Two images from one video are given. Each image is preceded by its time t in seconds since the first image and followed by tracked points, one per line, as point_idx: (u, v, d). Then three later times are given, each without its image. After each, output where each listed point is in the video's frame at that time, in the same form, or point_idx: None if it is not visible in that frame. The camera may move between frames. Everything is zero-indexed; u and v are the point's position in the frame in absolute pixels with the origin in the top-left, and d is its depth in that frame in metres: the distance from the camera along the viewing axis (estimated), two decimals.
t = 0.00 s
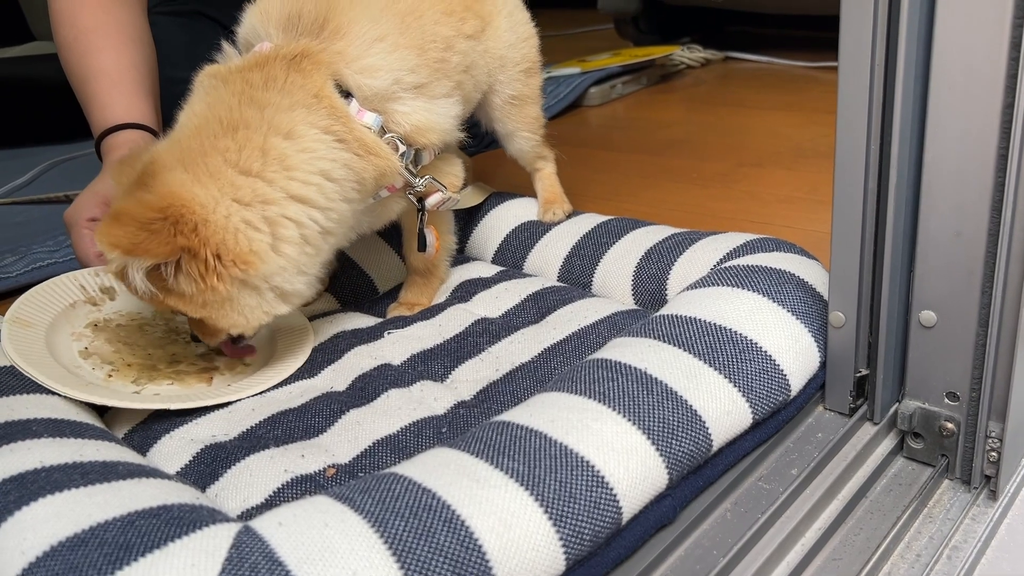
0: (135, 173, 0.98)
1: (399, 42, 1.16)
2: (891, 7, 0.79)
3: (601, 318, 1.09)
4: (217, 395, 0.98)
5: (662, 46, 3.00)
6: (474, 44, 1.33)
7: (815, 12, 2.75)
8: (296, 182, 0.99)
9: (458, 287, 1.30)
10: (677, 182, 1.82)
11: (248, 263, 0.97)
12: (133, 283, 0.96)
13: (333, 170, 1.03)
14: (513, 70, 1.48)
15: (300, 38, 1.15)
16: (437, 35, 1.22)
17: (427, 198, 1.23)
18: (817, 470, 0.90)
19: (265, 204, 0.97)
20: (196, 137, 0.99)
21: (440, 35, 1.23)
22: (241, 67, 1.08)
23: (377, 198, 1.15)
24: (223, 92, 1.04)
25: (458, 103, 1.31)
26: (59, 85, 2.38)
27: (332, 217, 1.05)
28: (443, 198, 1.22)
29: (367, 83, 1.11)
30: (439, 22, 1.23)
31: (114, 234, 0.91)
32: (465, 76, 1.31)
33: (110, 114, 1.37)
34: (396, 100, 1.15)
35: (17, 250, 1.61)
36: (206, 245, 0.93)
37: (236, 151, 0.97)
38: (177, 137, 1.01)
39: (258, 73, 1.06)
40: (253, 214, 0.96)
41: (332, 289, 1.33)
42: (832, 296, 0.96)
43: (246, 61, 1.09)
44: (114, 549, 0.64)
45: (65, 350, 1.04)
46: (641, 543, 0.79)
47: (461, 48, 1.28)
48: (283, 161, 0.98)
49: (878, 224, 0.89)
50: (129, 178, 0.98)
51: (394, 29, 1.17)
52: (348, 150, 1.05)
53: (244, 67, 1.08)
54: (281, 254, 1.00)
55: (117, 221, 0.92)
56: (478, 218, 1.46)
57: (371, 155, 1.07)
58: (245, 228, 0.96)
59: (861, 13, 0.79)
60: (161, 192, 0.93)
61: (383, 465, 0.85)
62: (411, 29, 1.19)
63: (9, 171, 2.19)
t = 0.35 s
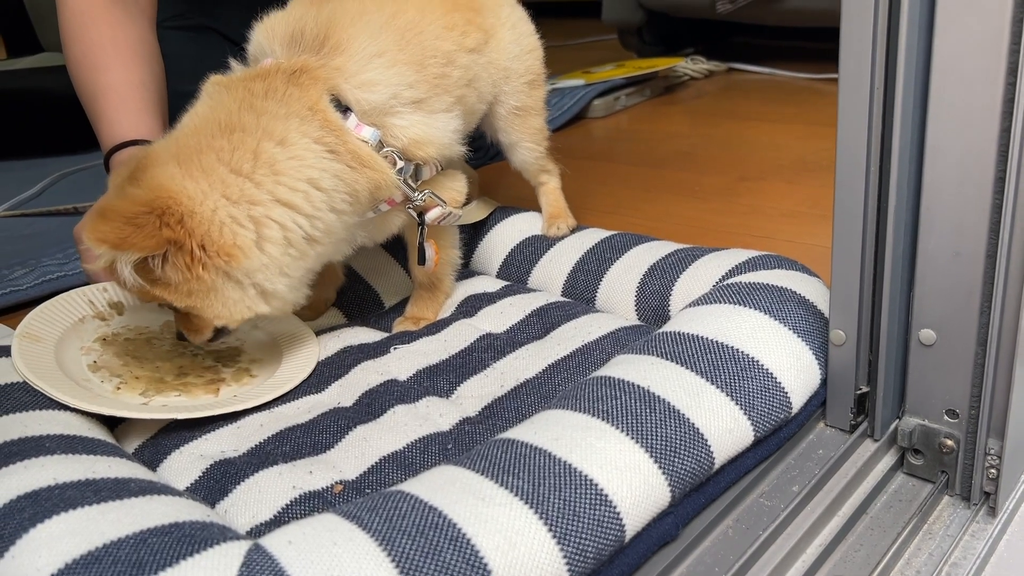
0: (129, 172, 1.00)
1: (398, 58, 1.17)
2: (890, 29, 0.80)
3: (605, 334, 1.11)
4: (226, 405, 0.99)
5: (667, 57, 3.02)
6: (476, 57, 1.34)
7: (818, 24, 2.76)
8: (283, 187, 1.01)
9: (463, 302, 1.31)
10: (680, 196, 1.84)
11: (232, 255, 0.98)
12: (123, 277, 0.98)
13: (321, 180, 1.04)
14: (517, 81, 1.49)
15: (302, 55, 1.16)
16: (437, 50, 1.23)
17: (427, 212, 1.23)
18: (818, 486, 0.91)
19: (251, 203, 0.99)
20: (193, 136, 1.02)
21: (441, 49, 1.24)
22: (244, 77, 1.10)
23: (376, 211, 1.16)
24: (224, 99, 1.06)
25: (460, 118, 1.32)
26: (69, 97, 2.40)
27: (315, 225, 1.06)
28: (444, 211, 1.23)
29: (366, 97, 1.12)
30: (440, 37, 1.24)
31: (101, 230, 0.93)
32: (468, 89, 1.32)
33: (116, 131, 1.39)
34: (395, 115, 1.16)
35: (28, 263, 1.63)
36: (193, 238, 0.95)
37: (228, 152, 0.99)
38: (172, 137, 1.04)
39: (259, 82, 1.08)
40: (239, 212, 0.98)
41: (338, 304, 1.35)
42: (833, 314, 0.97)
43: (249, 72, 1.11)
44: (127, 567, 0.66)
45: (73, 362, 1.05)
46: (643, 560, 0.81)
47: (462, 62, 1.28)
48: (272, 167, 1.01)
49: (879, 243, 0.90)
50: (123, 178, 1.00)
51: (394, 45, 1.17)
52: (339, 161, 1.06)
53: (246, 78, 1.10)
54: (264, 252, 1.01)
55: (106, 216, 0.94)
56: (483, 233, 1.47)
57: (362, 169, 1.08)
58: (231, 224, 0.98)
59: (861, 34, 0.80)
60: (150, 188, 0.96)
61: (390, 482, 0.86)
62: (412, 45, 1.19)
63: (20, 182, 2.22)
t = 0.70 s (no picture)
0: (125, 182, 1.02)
1: (394, 76, 1.18)
2: (892, 52, 0.82)
3: (612, 348, 1.12)
4: (239, 418, 1.01)
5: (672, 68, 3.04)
6: (477, 72, 1.36)
7: (822, 35, 2.78)
8: (270, 203, 1.03)
9: (471, 316, 1.33)
10: (686, 208, 1.85)
11: (216, 265, 1.00)
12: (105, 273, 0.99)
13: (310, 198, 1.06)
14: (518, 94, 1.51)
15: (301, 74, 1.18)
16: (434, 66, 1.24)
17: (426, 225, 1.25)
18: (823, 501, 0.92)
19: (238, 215, 1.01)
20: (188, 148, 1.04)
21: (438, 66, 1.25)
22: (242, 94, 1.12)
23: (373, 227, 1.18)
24: (220, 116, 1.08)
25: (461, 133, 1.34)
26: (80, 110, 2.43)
27: (303, 241, 1.08)
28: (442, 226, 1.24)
29: (361, 115, 1.13)
30: (437, 54, 1.25)
31: (90, 226, 0.93)
32: (469, 105, 1.34)
33: (127, 145, 1.41)
34: (391, 133, 1.17)
35: (41, 275, 1.65)
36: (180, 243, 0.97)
37: (219, 164, 1.01)
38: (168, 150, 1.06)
39: (255, 100, 1.10)
40: (225, 223, 1.00)
41: (347, 318, 1.37)
42: (837, 330, 0.98)
43: (247, 90, 1.13)
44: None
45: (87, 375, 1.07)
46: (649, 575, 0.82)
47: (461, 78, 1.30)
48: (261, 182, 1.02)
49: (883, 261, 0.91)
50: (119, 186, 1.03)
51: (390, 64, 1.19)
52: (330, 179, 1.08)
53: (243, 95, 1.12)
54: (249, 264, 1.03)
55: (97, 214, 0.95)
56: (488, 246, 1.49)
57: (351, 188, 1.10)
58: (218, 234, 0.99)
59: (864, 56, 0.81)
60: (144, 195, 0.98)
61: (402, 496, 0.88)
62: (408, 63, 1.21)
63: (33, 193, 2.24)
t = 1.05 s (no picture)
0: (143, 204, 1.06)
1: (409, 89, 1.20)
2: (907, 69, 0.84)
3: (630, 357, 1.14)
4: (268, 425, 1.03)
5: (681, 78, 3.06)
6: (489, 84, 1.38)
7: (830, 46, 2.79)
8: (279, 220, 1.05)
9: (487, 325, 1.35)
10: (697, 218, 1.87)
11: (219, 284, 1.02)
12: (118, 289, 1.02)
13: (321, 212, 1.07)
14: (530, 105, 1.53)
15: (320, 88, 1.20)
16: (447, 79, 1.26)
17: (441, 234, 1.26)
18: (839, 508, 0.94)
19: (245, 233, 1.03)
20: (202, 166, 1.07)
21: (451, 79, 1.27)
22: (260, 111, 1.13)
23: (388, 237, 1.18)
24: (238, 132, 1.10)
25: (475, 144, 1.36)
26: (97, 119, 2.46)
27: (315, 253, 1.10)
28: (457, 234, 1.25)
29: (377, 127, 1.16)
30: (450, 67, 1.27)
31: (101, 247, 0.97)
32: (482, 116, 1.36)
33: (146, 154, 1.43)
34: (405, 145, 1.19)
35: (62, 284, 1.67)
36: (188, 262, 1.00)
37: (229, 184, 1.04)
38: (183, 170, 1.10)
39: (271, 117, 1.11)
40: (232, 242, 1.03)
41: (366, 328, 1.39)
42: (852, 340, 1.00)
43: (264, 107, 1.14)
44: None
45: (117, 383, 1.09)
46: None
47: (473, 89, 1.32)
48: (270, 201, 1.05)
49: (897, 274, 0.93)
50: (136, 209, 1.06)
51: (405, 77, 1.21)
52: (344, 193, 1.09)
53: (260, 112, 1.13)
54: (257, 280, 1.06)
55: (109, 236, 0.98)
56: (503, 256, 1.51)
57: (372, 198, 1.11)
58: (224, 253, 1.02)
59: (880, 71, 0.83)
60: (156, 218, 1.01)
61: (426, 503, 0.89)
62: (421, 76, 1.23)
63: (51, 202, 2.27)
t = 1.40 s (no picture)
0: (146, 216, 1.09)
1: (409, 99, 1.22)
2: (900, 84, 0.85)
3: (630, 369, 1.15)
4: (274, 433, 1.04)
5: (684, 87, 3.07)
6: (490, 91, 1.39)
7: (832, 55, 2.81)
8: (270, 225, 1.07)
9: (490, 335, 1.36)
10: (698, 228, 1.88)
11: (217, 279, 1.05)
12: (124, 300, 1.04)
13: (309, 221, 1.09)
14: (530, 113, 1.55)
15: (322, 99, 1.21)
16: (446, 87, 1.28)
17: (439, 246, 1.27)
18: (835, 519, 0.95)
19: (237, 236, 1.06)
20: (202, 175, 1.10)
21: (450, 87, 1.28)
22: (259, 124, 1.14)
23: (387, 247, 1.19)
24: (237, 142, 1.12)
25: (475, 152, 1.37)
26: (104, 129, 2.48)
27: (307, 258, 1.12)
28: (456, 245, 1.27)
29: (376, 138, 1.17)
30: (449, 74, 1.29)
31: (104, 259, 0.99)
32: (483, 123, 1.37)
33: (149, 166, 1.45)
34: (405, 155, 1.20)
35: (70, 294, 1.69)
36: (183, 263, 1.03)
37: (224, 192, 1.07)
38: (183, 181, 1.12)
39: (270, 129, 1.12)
40: (226, 242, 1.06)
41: (370, 338, 1.40)
42: (848, 352, 1.01)
43: (265, 120, 1.15)
44: None
45: (126, 394, 1.11)
46: None
47: (473, 96, 1.33)
48: (262, 208, 1.07)
49: (891, 286, 0.94)
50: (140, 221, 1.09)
51: (405, 88, 1.22)
52: (336, 203, 1.11)
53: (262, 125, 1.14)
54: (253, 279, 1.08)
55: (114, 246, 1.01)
56: (506, 267, 1.52)
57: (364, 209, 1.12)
58: (219, 252, 1.05)
59: (874, 88, 0.85)
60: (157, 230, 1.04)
61: (429, 514, 0.91)
62: (420, 85, 1.24)
63: (59, 211, 2.30)
